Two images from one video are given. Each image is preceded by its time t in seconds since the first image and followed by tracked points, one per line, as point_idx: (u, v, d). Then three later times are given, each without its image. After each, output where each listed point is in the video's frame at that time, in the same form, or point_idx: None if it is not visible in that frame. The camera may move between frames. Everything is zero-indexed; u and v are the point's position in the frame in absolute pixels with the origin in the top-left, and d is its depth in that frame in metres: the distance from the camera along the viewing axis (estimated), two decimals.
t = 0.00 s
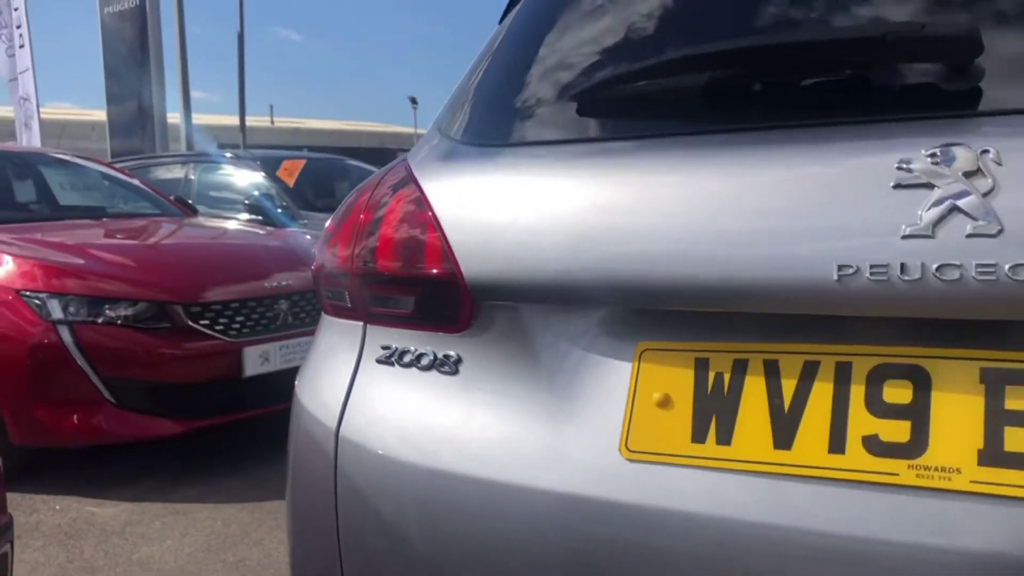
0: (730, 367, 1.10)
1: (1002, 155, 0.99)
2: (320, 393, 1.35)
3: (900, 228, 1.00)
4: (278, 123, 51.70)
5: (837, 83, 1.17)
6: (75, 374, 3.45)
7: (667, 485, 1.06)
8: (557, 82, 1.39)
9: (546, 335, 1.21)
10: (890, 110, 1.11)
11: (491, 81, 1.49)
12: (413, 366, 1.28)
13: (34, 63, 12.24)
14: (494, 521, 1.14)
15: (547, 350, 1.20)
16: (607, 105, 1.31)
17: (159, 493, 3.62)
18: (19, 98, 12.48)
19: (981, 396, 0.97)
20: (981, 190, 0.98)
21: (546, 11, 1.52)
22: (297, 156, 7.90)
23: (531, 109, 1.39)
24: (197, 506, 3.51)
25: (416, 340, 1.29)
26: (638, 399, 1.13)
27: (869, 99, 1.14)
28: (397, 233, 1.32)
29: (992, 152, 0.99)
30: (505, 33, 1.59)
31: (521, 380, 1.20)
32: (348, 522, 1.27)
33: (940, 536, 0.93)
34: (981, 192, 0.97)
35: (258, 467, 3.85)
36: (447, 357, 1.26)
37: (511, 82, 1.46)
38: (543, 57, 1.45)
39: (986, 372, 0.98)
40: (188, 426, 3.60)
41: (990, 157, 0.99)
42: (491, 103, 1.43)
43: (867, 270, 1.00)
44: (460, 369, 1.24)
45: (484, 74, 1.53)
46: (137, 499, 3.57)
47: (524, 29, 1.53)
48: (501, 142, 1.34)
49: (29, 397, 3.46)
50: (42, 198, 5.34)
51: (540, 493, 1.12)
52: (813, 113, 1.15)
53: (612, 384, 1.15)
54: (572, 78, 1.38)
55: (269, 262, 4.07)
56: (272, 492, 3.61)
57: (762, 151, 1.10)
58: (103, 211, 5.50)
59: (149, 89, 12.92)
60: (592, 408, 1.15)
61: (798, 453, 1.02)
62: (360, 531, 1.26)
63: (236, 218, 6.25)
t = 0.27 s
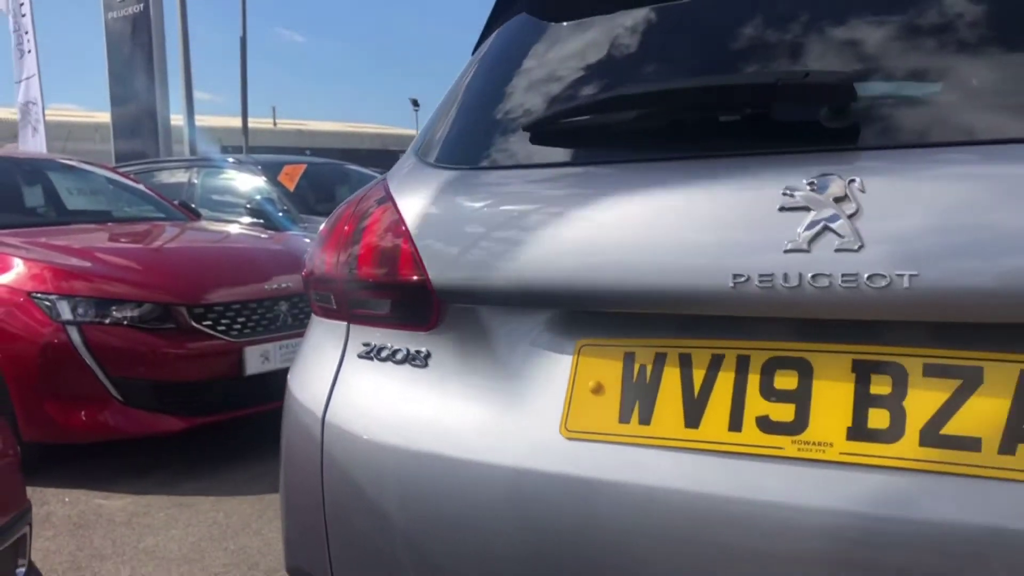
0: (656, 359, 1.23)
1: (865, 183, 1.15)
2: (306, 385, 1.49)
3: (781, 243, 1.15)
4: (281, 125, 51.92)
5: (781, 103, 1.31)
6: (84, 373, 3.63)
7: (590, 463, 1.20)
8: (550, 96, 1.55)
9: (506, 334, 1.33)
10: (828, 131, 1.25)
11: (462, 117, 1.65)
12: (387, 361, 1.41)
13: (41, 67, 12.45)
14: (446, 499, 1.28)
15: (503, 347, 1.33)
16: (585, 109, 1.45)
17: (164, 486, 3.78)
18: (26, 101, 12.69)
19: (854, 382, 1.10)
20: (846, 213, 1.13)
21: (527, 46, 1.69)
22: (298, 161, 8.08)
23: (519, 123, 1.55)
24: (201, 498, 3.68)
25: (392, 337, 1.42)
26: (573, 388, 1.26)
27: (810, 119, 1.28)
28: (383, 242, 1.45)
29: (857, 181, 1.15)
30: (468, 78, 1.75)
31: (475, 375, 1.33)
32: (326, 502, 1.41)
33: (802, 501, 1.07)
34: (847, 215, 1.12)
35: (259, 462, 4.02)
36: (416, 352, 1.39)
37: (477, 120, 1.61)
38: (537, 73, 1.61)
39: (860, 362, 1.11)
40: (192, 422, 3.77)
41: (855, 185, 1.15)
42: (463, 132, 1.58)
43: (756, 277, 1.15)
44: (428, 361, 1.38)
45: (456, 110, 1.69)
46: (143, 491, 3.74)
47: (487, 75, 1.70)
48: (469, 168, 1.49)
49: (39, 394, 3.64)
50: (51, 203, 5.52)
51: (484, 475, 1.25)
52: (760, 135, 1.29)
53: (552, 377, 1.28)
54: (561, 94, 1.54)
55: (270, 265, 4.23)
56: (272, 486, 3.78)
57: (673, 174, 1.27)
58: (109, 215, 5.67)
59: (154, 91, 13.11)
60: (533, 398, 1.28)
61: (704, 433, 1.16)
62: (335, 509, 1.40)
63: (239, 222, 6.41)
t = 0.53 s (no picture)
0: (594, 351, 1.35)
1: (768, 199, 1.27)
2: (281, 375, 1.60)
3: (694, 249, 1.28)
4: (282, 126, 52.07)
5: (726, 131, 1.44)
6: (86, 370, 3.77)
7: (527, 444, 1.32)
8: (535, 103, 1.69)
9: (462, 327, 1.45)
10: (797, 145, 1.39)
11: (436, 132, 1.77)
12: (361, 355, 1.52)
13: (42, 70, 12.59)
14: (407, 478, 1.41)
15: (458, 336, 1.45)
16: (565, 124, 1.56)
17: (165, 479, 3.93)
18: (29, 104, 12.84)
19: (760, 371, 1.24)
20: (749, 224, 1.26)
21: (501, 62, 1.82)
22: (297, 163, 8.22)
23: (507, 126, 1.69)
24: (200, 491, 3.83)
25: (368, 333, 1.53)
26: (517, 376, 1.38)
27: (775, 131, 1.42)
28: (359, 245, 1.55)
29: (762, 196, 1.27)
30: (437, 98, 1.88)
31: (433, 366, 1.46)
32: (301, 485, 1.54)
33: (711, 473, 1.20)
34: (750, 226, 1.25)
35: (256, 456, 4.16)
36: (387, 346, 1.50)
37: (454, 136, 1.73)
38: (524, 77, 1.75)
39: (764, 353, 1.25)
40: (191, 418, 3.92)
41: (760, 201, 1.27)
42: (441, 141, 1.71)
43: (672, 278, 1.28)
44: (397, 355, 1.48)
45: (430, 122, 1.82)
46: (144, 484, 3.88)
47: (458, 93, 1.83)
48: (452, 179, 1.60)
49: (43, 391, 3.78)
50: (54, 206, 5.67)
51: (440, 455, 1.37)
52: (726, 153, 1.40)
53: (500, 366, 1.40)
54: (546, 101, 1.69)
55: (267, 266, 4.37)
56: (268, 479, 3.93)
57: (607, 186, 1.39)
58: (112, 217, 5.81)
59: (153, 93, 13.25)
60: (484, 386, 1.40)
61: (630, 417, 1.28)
62: (316, 495, 1.52)
63: (238, 223, 6.55)
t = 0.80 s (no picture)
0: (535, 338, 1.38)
1: (682, 204, 1.29)
2: (263, 361, 1.67)
3: (616, 249, 1.30)
4: (286, 126, 52.25)
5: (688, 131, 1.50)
6: (88, 366, 3.92)
7: (467, 427, 1.36)
8: (515, 104, 1.77)
9: (420, 316, 1.48)
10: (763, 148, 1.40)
11: (411, 134, 1.85)
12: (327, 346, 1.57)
13: (48, 72, 12.77)
14: (356, 462, 1.47)
15: (415, 324, 1.48)
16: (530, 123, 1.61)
17: (162, 472, 4.07)
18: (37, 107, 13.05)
19: (673, 358, 1.26)
20: (662, 229, 1.28)
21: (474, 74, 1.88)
22: (298, 164, 8.37)
23: (489, 126, 1.77)
24: (196, 483, 3.96)
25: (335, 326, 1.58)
26: (466, 364, 1.41)
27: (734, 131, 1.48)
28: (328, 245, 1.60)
29: (676, 202, 1.29)
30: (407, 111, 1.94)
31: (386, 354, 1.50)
32: (275, 467, 1.62)
33: (617, 456, 1.23)
34: (664, 229, 1.28)
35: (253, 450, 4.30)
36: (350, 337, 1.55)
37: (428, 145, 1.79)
38: (507, 77, 1.83)
39: (680, 341, 1.27)
40: (188, 412, 4.08)
41: (673, 207, 1.29)
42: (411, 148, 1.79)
43: (597, 275, 1.31)
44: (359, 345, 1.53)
45: (403, 126, 1.90)
46: (142, 477, 4.02)
47: (427, 106, 1.90)
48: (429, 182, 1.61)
49: (45, 386, 3.93)
50: (58, 208, 5.82)
51: (388, 439, 1.43)
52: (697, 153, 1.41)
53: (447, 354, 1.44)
54: (526, 103, 1.77)
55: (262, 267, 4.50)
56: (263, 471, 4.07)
57: (554, 182, 1.45)
58: (115, 218, 5.97)
59: (157, 94, 13.41)
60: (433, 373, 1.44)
61: (557, 404, 1.31)
62: (291, 479, 1.59)
63: (239, 224, 6.70)
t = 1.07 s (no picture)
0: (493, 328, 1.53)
1: (615, 211, 1.44)
2: (247, 355, 1.82)
3: (558, 250, 1.45)
4: (290, 126, 52.46)
5: (658, 142, 1.62)
6: (91, 362, 4.08)
7: (430, 409, 1.51)
8: (501, 108, 1.87)
9: (389, 312, 1.63)
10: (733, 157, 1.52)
11: (391, 137, 1.96)
12: (307, 338, 1.72)
13: (54, 73, 12.95)
14: (329, 442, 1.62)
15: (385, 319, 1.63)
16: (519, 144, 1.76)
17: (163, 465, 4.22)
18: (42, 109, 13.24)
19: (608, 348, 1.41)
20: (597, 232, 1.42)
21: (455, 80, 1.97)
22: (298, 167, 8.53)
23: (474, 130, 1.87)
24: (196, 475, 4.12)
25: (313, 320, 1.73)
26: (427, 355, 1.56)
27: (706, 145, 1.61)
28: (307, 247, 1.75)
29: (610, 209, 1.44)
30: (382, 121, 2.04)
31: (357, 346, 1.65)
32: (257, 449, 1.77)
33: (557, 434, 1.39)
34: (598, 233, 1.42)
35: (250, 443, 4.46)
36: (327, 330, 1.69)
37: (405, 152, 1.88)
38: (494, 78, 1.92)
39: (614, 332, 1.42)
40: (186, 408, 4.23)
41: (607, 213, 1.44)
42: (386, 155, 1.90)
43: (541, 273, 1.45)
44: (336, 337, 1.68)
45: (382, 130, 2.01)
46: (144, 469, 4.18)
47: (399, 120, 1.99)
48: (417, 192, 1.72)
49: (50, 380, 4.09)
50: (62, 209, 5.98)
51: (356, 422, 1.58)
52: (676, 163, 1.53)
53: (413, 347, 1.59)
54: (512, 107, 1.87)
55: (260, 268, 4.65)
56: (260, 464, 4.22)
57: (511, 191, 1.59)
58: (118, 220, 6.12)
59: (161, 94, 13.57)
60: (398, 362, 1.59)
61: (506, 389, 1.46)
62: (274, 462, 1.73)
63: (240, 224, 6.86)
